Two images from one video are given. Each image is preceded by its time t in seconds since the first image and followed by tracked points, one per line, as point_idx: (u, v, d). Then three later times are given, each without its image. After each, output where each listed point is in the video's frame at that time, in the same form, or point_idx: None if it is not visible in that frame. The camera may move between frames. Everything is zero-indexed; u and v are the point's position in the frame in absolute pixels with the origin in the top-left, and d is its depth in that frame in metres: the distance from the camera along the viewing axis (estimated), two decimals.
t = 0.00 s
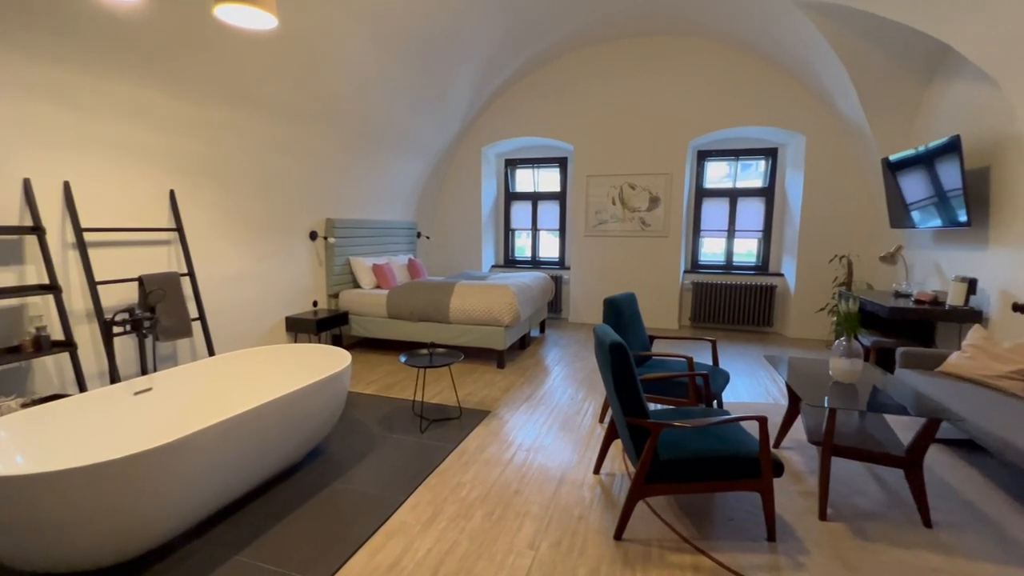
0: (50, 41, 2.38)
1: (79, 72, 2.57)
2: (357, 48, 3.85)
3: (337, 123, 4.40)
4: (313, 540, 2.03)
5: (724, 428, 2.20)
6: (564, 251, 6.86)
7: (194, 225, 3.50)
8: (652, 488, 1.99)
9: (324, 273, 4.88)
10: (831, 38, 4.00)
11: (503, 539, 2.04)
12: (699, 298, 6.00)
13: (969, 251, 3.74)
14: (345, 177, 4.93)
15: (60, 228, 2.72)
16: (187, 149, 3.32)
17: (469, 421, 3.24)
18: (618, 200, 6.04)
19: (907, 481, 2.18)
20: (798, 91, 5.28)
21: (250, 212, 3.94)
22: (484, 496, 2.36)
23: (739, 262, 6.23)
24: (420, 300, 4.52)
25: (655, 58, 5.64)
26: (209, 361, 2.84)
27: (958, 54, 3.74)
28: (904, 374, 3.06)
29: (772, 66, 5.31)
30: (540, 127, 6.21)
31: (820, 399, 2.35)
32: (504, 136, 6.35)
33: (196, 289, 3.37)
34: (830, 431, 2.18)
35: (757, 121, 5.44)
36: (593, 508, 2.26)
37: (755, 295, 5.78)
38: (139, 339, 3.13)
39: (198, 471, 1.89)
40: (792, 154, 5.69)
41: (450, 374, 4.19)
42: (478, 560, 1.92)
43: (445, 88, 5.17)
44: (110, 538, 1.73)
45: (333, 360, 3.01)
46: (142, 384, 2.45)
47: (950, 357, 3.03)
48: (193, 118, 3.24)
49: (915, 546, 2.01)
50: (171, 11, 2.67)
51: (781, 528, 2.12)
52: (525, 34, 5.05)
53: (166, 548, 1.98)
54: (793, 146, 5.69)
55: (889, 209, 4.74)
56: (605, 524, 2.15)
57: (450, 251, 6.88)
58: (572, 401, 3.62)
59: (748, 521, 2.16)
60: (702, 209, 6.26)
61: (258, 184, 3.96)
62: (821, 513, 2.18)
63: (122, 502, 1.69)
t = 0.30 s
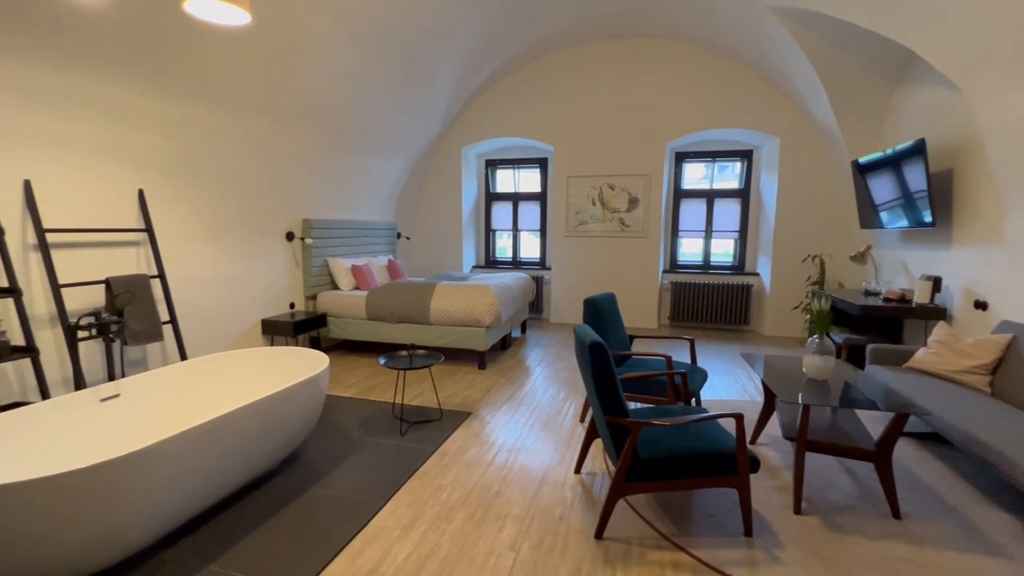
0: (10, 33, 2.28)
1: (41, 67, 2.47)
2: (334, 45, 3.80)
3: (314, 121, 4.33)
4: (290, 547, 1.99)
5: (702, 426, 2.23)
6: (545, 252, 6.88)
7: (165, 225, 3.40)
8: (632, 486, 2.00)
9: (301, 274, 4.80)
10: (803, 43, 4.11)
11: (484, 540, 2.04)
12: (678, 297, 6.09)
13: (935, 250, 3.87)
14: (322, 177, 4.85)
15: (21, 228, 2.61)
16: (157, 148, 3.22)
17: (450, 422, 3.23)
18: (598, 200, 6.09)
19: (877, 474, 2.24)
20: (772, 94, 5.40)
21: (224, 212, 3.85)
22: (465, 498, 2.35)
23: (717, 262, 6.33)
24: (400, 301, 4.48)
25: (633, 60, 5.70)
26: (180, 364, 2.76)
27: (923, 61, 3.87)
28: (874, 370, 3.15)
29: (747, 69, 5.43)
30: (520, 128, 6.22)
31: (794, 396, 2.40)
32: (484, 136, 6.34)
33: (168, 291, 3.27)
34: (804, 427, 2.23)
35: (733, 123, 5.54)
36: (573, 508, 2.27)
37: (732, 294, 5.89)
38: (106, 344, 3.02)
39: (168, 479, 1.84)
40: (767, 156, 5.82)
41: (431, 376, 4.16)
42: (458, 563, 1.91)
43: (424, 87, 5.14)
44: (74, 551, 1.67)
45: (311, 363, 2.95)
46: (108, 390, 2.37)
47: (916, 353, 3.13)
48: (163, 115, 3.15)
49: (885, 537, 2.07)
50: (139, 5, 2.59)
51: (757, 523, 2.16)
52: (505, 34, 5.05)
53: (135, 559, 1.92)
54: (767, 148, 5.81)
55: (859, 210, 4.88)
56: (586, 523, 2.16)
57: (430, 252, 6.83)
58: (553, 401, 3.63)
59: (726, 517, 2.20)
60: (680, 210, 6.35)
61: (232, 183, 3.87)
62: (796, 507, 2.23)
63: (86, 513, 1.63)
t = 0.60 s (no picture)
0: None
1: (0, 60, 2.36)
2: (309, 42, 3.74)
3: (290, 119, 4.25)
4: (265, 555, 1.95)
5: (680, 424, 2.26)
6: (526, 252, 6.89)
7: (133, 225, 3.29)
8: (612, 485, 2.02)
9: (277, 276, 4.71)
10: (775, 47, 4.20)
11: (465, 543, 2.02)
12: (657, 297, 6.16)
13: (902, 250, 3.99)
14: (298, 176, 4.77)
15: None
16: (124, 145, 3.12)
17: (431, 424, 3.20)
18: (578, 201, 6.12)
19: (849, 468, 2.30)
20: (746, 97, 5.51)
21: (196, 212, 3.75)
22: (445, 500, 2.33)
23: (694, 262, 6.43)
24: (379, 302, 4.43)
25: (612, 62, 5.75)
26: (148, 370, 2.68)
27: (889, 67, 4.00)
28: (845, 366, 3.24)
29: (722, 73, 5.53)
30: (499, 128, 6.22)
31: (769, 392, 2.45)
32: (464, 136, 6.32)
33: (136, 294, 3.17)
34: (779, 423, 2.28)
35: (709, 125, 5.63)
36: (554, 508, 2.27)
37: (709, 293, 5.98)
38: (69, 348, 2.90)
39: (136, 488, 1.78)
40: (742, 157, 5.93)
41: (411, 378, 4.12)
42: (438, 566, 1.89)
43: (402, 87, 5.10)
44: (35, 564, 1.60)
45: (289, 366, 2.88)
46: (72, 397, 2.29)
47: (884, 350, 3.22)
48: (131, 111, 3.05)
49: (857, 529, 2.12)
50: None
51: (734, 519, 2.19)
52: (484, 34, 5.05)
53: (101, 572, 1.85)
54: (742, 150, 5.93)
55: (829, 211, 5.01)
56: (567, 522, 2.16)
57: (410, 253, 6.78)
58: (534, 401, 3.63)
59: (704, 513, 2.23)
60: (659, 211, 6.43)
61: (205, 182, 3.77)
62: (771, 502, 2.27)
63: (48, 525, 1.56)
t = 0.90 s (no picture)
0: None
1: None
2: (283, 39, 3.67)
3: (263, 117, 4.17)
4: (239, 564, 1.90)
5: (658, 422, 2.29)
6: (506, 252, 6.89)
7: (99, 226, 3.17)
8: (591, 483, 2.03)
9: (251, 277, 4.60)
10: (748, 51, 4.29)
11: (444, 545, 2.01)
12: (636, 296, 6.22)
13: (870, 249, 4.11)
14: (273, 175, 4.67)
15: None
16: (89, 143, 3.01)
17: (410, 426, 3.17)
18: (558, 201, 6.14)
19: (820, 462, 2.36)
20: (721, 100, 5.61)
21: (166, 213, 3.64)
22: (425, 503, 2.31)
23: (672, 261, 6.52)
24: (357, 303, 4.37)
25: (590, 63, 5.79)
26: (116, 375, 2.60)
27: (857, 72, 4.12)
28: (817, 363, 3.32)
29: (698, 75, 5.62)
30: (478, 128, 6.20)
31: (744, 389, 2.50)
32: (443, 136, 6.28)
33: (102, 297, 3.06)
34: (753, 419, 2.32)
35: (686, 127, 5.71)
36: (535, 507, 2.27)
37: (686, 292, 6.07)
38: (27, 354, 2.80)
39: (101, 499, 1.72)
40: (718, 159, 6.04)
41: (390, 380, 4.08)
42: (418, 570, 1.87)
43: (380, 85, 5.04)
44: None
45: (265, 366, 2.85)
46: (33, 405, 2.21)
47: (854, 346, 3.32)
48: (95, 107, 2.94)
49: (829, 522, 2.18)
50: None
51: (711, 514, 2.23)
52: (463, 34, 5.03)
53: None
54: (718, 151, 6.04)
55: (801, 212, 5.14)
56: (547, 522, 2.16)
57: (389, 253, 6.71)
58: (515, 402, 3.63)
59: (681, 509, 2.26)
60: (637, 211, 6.50)
61: (175, 182, 3.67)
62: (747, 497, 2.32)
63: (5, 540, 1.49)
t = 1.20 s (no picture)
0: None
1: None
2: (254, 33, 3.58)
3: (235, 114, 4.07)
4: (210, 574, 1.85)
5: (636, 420, 2.30)
6: (485, 253, 6.87)
7: (61, 226, 3.05)
8: (571, 483, 2.04)
9: (224, 279, 4.49)
10: (722, 54, 4.37)
11: (423, 549, 1.99)
12: (614, 296, 6.28)
13: (839, 248, 4.23)
14: (245, 174, 4.57)
15: None
16: (49, 140, 2.89)
17: (389, 429, 3.13)
18: (537, 202, 6.16)
19: (793, 457, 2.41)
20: (696, 102, 5.70)
21: (133, 212, 3.52)
22: (403, 507, 2.28)
23: (650, 261, 6.59)
24: (333, 305, 4.30)
25: (568, 64, 5.82)
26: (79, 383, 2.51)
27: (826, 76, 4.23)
28: (790, 360, 3.40)
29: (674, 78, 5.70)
30: (457, 128, 6.17)
31: (720, 387, 2.54)
32: (421, 135, 6.23)
33: (64, 300, 2.94)
34: (729, 416, 2.36)
35: (663, 128, 5.79)
36: (515, 508, 2.27)
37: (664, 292, 6.15)
38: None
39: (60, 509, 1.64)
40: (694, 160, 6.13)
41: (368, 383, 4.02)
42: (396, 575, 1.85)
43: (356, 83, 4.97)
44: None
45: (237, 371, 2.77)
46: None
47: (825, 343, 3.41)
48: (55, 102, 2.82)
49: (801, 515, 2.23)
50: None
51: (688, 510, 2.26)
52: (441, 32, 4.99)
53: None
54: (694, 152, 6.13)
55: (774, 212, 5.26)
56: (527, 522, 2.16)
57: (366, 254, 6.63)
58: (495, 402, 3.62)
59: (660, 506, 2.28)
60: (616, 211, 6.56)
61: (142, 181, 3.55)
62: (723, 493, 2.36)
63: None
